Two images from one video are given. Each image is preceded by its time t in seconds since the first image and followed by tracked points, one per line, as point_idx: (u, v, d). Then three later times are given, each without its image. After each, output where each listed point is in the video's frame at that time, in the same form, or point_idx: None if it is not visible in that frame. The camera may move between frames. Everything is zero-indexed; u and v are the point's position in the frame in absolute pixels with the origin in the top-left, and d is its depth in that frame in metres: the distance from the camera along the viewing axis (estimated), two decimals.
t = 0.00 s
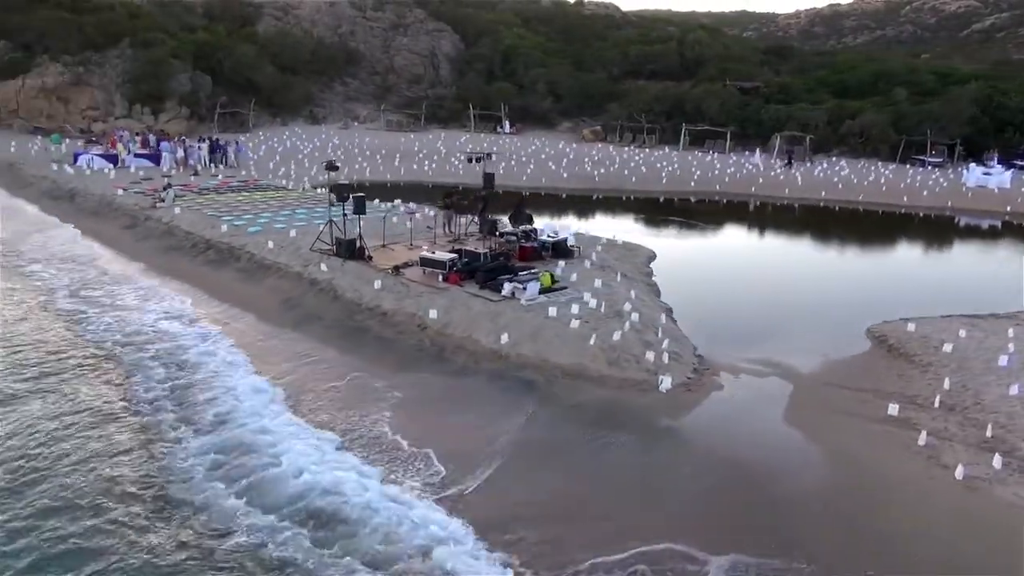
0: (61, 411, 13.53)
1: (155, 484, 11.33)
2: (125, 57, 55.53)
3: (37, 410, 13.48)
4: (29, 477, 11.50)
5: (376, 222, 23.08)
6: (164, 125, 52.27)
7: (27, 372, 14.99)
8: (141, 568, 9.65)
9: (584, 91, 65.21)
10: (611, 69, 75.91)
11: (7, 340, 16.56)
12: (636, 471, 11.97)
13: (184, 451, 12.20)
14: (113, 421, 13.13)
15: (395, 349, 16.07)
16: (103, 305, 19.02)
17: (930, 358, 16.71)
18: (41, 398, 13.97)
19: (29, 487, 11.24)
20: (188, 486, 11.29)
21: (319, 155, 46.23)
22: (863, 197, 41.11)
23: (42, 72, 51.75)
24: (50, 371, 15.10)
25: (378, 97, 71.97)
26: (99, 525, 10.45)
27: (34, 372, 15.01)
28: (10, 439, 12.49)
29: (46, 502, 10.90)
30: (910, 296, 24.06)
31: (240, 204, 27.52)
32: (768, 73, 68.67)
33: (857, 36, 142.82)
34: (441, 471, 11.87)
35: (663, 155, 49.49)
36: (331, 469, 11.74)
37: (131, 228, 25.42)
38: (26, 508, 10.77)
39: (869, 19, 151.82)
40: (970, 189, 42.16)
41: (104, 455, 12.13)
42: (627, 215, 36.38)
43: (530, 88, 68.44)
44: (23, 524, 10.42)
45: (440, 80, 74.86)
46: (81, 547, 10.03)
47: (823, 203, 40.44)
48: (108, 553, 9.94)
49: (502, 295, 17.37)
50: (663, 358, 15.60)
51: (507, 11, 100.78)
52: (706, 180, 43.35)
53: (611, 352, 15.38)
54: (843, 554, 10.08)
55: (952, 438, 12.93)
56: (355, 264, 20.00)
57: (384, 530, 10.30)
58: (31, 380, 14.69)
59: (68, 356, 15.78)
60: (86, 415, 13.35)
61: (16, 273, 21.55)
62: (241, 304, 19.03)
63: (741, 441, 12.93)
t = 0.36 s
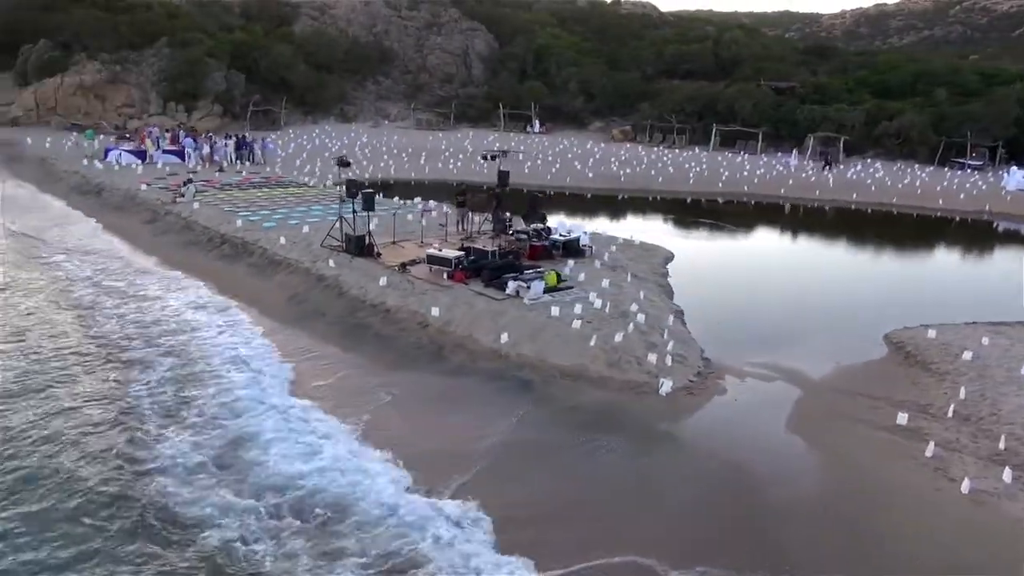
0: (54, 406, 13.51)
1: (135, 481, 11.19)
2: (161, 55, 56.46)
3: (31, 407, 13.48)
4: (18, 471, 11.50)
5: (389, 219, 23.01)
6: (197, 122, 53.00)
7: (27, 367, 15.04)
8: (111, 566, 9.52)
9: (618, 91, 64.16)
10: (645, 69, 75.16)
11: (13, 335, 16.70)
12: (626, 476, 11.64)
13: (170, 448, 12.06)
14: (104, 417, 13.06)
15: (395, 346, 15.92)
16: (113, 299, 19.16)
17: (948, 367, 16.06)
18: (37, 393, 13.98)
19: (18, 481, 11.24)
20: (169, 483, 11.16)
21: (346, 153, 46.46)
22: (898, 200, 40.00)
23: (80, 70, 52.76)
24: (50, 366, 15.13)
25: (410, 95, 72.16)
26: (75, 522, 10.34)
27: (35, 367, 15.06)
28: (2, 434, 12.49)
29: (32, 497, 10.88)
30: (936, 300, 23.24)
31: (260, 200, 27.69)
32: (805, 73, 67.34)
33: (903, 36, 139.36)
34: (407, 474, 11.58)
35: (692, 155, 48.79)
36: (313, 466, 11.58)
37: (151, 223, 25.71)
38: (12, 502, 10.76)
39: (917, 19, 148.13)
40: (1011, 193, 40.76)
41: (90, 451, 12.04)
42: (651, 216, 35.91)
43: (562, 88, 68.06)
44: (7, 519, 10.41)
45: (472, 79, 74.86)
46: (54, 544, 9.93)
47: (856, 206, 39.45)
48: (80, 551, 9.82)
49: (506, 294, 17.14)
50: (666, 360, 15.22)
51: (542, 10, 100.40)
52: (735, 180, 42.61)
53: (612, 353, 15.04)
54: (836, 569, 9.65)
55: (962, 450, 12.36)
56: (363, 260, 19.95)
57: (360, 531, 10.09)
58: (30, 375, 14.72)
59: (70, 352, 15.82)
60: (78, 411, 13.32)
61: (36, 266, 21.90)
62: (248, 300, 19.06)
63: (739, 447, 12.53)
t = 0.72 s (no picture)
0: (45, 398, 13.47)
1: (114, 473, 11.07)
2: (191, 53, 57.22)
3: (22, 397, 13.45)
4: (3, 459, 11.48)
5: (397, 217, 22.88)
6: (224, 120, 53.54)
7: (24, 360, 15.07)
8: (78, 558, 9.38)
9: (645, 91, 63.53)
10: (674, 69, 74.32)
11: (16, 328, 16.80)
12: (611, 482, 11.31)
13: (152, 442, 11.93)
14: (93, 410, 12.98)
15: (390, 344, 15.77)
16: (119, 295, 19.28)
17: (961, 376, 15.44)
18: (31, 385, 13.97)
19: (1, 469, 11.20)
20: (147, 477, 11.03)
21: (368, 151, 46.58)
22: (927, 203, 38.94)
23: (111, 67, 53.53)
24: (48, 359, 15.13)
25: (437, 94, 72.22)
26: (50, 511, 10.23)
27: (32, 361, 15.08)
28: None
29: (12, 485, 10.83)
30: (960, 307, 22.42)
31: (273, 196, 27.76)
32: (837, 74, 66.08)
33: (946, 36, 135.94)
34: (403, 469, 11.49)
35: (717, 156, 48.07)
36: (295, 465, 11.42)
37: (165, 219, 25.93)
38: None
39: (959, 19, 144.73)
40: None
41: (74, 441, 11.95)
42: (673, 217, 35.37)
43: (589, 87, 67.59)
44: None
45: (499, 79, 74.73)
46: (25, 534, 9.83)
47: (883, 209, 38.38)
48: (49, 544, 9.69)
49: (506, 294, 16.88)
50: (664, 363, 14.84)
51: (572, 10, 99.97)
52: (759, 182, 41.86)
53: (608, 355, 14.70)
54: None
55: (965, 463, 11.84)
56: (367, 257, 19.83)
57: (337, 533, 9.90)
58: (27, 367, 14.76)
59: (69, 346, 15.84)
60: (69, 402, 13.27)
61: (50, 259, 22.19)
62: (251, 295, 19.07)
63: (730, 455, 12.15)
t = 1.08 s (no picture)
0: (30, 392, 13.46)
1: (87, 469, 11.01)
2: (217, 52, 57.81)
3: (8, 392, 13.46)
4: None
5: (402, 216, 22.73)
6: (248, 118, 54.02)
7: (20, 355, 15.14)
8: (37, 555, 9.28)
9: (669, 91, 62.86)
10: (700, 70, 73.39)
11: (18, 323, 16.95)
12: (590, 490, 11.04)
13: (127, 438, 11.84)
14: (80, 404, 12.97)
15: (382, 344, 15.60)
16: (123, 290, 19.39)
17: (970, 386, 14.86)
18: (25, 379, 14.02)
19: None
20: (119, 472, 10.95)
21: (387, 151, 46.65)
22: (955, 207, 37.88)
23: (138, 65, 54.23)
24: (44, 354, 15.20)
25: (460, 94, 72.15)
26: (17, 506, 10.18)
27: (28, 355, 15.15)
28: None
29: None
30: (986, 314, 21.58)
31: (284, 194, 27.84)
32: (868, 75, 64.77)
33: (985, 37, 132.51)
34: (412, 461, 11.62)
35: (739, 157, 47.38)
36: (274, 464, 11.33)
37: (177, 216, 26.09)
38: None
39: (1000, 20, 141.24)
40: None
41: (53, 436, 11.93)
42: (692, 218, 34.77)
43: (613, 88, 67.03)
44: None
45: (524, 79, 74.51)
46: None
47: (908, 212, 37.36)
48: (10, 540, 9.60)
49: (502, 294, 16.63)
50: (658, 367, 14.48)
51: (600, 10, 99.40)
52: (781, 183, 41.09)
53: (600, 359, 14.37)
54: None
55: (963, 478, 11.34)
56: (367, 255, 19.72)
57: (313, 533, 9.83)
58: (23, 362, 14.82)
59: (66, 341, 15.91)
60: (59, 396, 13.30)
61: (60, 255, 22.43)
62: (251, 292, 19.09)
63: (716, 465, 11.76)
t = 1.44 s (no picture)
0: (18, 390, 13.48)
1: (62, 467, 10.97)
2: (241, 52, 58.32)
3: None
4: None
5: (406, 216, 22.57)
6: (270, 118, 54.41)
7: (16, 352, 15.21)
8: None
9: (693, 92, 62.11)
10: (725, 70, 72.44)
11: (16, 319, 17.04)
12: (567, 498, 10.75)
13: (105, 437, 11.81)
14: (64, 403, 12.96)
15: (372, 345, 15.44)
16: (123, 288, 19.48)
17: (975, 398, 14.30)
18: (13, 376, 14.05)
19: None
20: (92, 471, 10.89)
21: (405, 150, 46.64)
22: (983, 210, 36.81)
23: (163, 65, 54.86)
24: (36, 351, 15.23)
25: (483, 93, 72.00)
26: None
27: (20, 353, 15.19)
28: None
29: None
30: (1009, 320, 20.77)
31: (293, 193, 27.85)
32: (898, 75, 63.36)
33: None
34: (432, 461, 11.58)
35: (760, 159, 46.61)
36: (253, 467, 11.24)
37: (186, 214, 26.23)
38: None
39: None
40: None
41: (33, 434, 11.91)
42: (711, 220, 34.18)
43: (636, 88, 66.41)
44: None
45: (548, 79, 74.14)
46: None
47: (932, 216, 36.39)
48: None
49: (496, 296, 16.38)
50: (649, 373, 14.14)
51: (627, 9, 98.66)
52: (802, 185, 40.32)
53: (590, 363, 14.07)
54: None
55: (957, 493, 10.88)
56: (367, 255, 19.60)
57: (290, 535, 9.76)
58: (14, 358, 14.86)
59: (60, 339, 15.95)
60: (44, 394, 13.30)
61: (69, 252, 22.64)
62: (250, 290, 19.08)
63: (698, 476, 11.40)
